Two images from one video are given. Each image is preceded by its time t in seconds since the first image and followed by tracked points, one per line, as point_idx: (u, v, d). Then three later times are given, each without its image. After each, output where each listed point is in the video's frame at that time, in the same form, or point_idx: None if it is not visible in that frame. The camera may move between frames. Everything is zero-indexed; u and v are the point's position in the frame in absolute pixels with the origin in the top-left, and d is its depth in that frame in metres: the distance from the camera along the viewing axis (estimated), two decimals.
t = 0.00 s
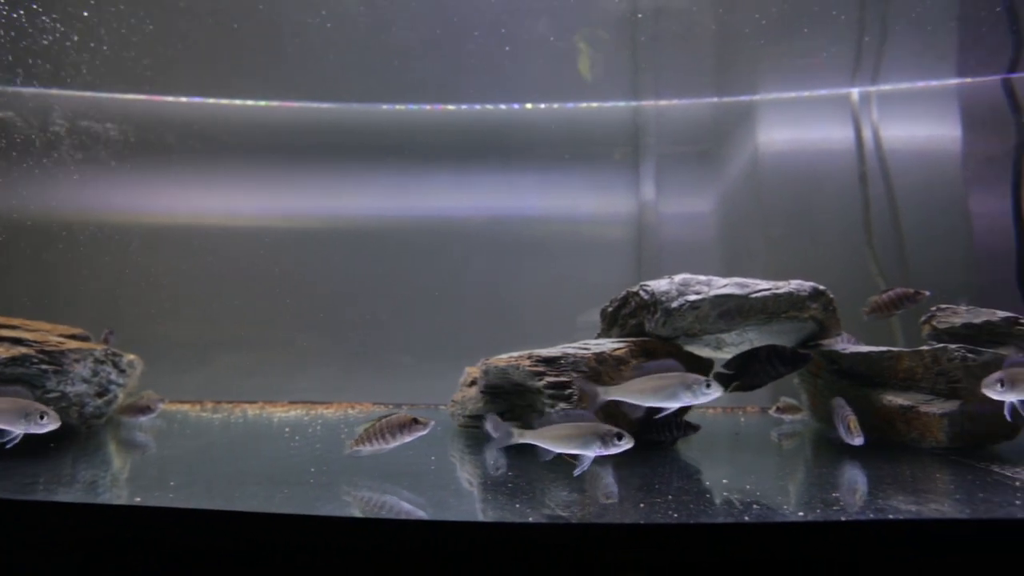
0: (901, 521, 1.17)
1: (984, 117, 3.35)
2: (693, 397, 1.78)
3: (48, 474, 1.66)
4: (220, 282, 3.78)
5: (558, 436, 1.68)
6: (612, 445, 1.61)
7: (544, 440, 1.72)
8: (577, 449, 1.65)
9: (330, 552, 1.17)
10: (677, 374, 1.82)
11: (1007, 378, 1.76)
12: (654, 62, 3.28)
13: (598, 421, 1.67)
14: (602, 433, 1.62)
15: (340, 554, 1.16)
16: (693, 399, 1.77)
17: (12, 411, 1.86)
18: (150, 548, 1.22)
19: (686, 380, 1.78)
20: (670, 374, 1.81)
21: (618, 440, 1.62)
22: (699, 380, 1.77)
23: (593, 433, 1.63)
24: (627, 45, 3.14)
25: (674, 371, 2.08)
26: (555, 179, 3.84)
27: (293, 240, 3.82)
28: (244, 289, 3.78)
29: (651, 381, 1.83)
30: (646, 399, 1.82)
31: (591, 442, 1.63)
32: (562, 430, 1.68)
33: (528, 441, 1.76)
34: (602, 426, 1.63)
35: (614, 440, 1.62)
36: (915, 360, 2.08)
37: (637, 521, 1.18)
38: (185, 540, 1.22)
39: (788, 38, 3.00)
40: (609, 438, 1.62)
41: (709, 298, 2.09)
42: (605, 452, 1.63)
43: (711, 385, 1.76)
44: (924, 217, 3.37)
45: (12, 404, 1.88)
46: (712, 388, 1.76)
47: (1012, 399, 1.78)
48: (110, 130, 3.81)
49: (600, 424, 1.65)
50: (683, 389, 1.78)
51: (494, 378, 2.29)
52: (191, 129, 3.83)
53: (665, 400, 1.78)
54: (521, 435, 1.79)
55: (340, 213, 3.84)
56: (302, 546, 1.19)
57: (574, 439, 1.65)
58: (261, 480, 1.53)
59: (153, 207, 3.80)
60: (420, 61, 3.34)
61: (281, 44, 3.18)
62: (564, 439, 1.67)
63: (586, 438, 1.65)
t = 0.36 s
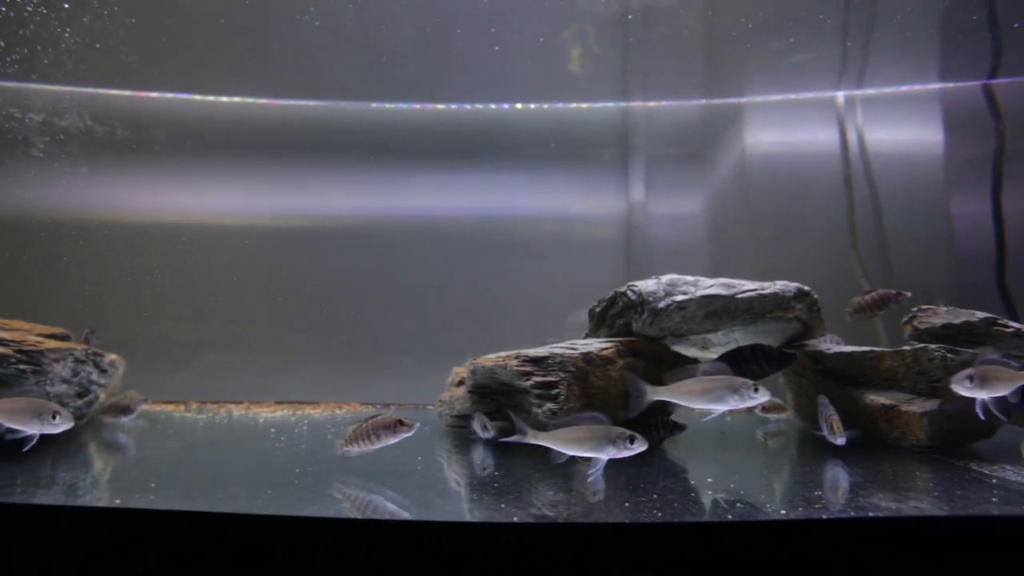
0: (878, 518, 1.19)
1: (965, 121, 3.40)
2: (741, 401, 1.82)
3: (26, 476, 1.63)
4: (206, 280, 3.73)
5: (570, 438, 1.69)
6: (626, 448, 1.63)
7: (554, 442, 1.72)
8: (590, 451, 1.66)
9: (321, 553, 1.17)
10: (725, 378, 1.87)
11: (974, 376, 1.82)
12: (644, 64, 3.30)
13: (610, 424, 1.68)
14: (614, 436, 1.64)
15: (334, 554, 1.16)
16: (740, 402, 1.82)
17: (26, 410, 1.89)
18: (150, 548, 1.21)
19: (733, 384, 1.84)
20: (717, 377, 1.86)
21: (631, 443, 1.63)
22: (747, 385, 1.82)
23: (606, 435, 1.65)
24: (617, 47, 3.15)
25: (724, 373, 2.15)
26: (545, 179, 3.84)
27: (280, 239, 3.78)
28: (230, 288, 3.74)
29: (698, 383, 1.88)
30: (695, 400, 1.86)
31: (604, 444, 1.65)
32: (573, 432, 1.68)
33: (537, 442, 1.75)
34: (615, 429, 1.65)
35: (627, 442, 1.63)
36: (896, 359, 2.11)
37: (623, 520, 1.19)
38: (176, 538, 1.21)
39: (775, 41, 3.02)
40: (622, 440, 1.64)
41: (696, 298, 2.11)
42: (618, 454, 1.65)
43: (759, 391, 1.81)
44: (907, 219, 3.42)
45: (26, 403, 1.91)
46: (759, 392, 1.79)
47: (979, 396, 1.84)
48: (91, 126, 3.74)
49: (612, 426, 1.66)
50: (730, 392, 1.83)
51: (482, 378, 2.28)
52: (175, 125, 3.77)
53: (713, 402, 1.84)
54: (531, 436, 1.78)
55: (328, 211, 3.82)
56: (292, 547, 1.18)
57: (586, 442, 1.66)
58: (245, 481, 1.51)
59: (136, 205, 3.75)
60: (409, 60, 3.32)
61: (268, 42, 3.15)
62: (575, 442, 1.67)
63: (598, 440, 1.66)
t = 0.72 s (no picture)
0: (859, 517, 1.20)
1: (946, 126, 3.46)
2: (772, 411, 1.88)
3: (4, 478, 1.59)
4: (191, 279, 3.69)
5: (584, 436, 1.69)
6: (640, 442, 1.63)
7: (569, 440, 1.72)
8: (604, 448, 1.66)
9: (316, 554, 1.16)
10: (757, 388, 1.92)
11: (926, 377, 1.87)
12: (634, 65, 3.32)
13: (622, 420, 1.69)
14: (627, 430, 1.64)
15: (331, 553, 1.15)
16: (771, 413, 1.88)
17: (50, 405, 1.91)
18: (146, 548, 1.19)
19: (765, 395, 1.89)
20: (749, 388, 1.91)
21: (644, 438, 1.63)
22: (778, 396, 1.87)
23: (618, 430, 1.65)
24: (607, 48, 3.16)
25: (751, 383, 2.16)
26: (535, 179, 3.85)
27: (267, 238, 3.75)
28: (216, 287, 3.70)
29: (730, 392, 1.93)
30: (728, 408, 1.91)
31: (618, 440, 1.65)
32: (585, 429, 1.69)
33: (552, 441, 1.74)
34: (627, 423, 1.65)
35: (641, 437, 1.63)
36: (877, 359, 2.15)
37: (609, 519, 1.19)
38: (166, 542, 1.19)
39: (762, 45, 3.05)
40: (637, 435, 1.64)
41: (683, 299, 2.12)
42: (632, 449, 1.65)
43: (791, 402, 1.86)
44: (890, 221, 3.47)
45: (52, 402, 1.92)
46: (790, 403, 1.85)
47: (934, 396, 1.89)
48: (73, 122, 3.68)
49: (624, 421, 1.67)
50: (762, 403, 1.89)
51: (469, 378, 2.28)
52: (160, 122, 3.72)
53: (744, 412, 1.89)
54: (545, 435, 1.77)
55: (316, 209, 3.78)
56: (281, 549, 1.17)
57: (600, 438, 1.66)
58: (229, 482, 1.49)
59: (119, 202, 3.69)
60: (398, 59, 3.30)
61: (255, 39, 3.12)
62: (589, 439, 1.67)
63: (610, 436, 1.66)
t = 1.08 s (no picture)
0: (838, 514, 1.22)
1: (926, 130, 3.53)
2: (784, 420, 1.92)
3: None
4: (172, 277, 3.63)
5: (599, 427, 1.73)
6: (655, 435, 1.67)
7: (584, 432, 1.75)
8: (619, 440, 1.71)
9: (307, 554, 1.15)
10: (770, 398, 1.96)
11: (882, 390, 1.88)
12: (621, 67, 3.33)
13: (637, 414, 1.74)
14: (643, 424, 1.69)
15: (323, 553, 1.14)
16: (783, 422, 1.92)
17: (88, 396, 1.87)
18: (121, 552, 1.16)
19: (778, 405, 1.92)
20: (763, 398, 1.94)
21: (660, 430, 1.68)
22: (790, 405, 1.91)
23: (635, 424, 1.70)
24: (595, 49, 3.18)
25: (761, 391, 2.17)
26: (522, 179, 3.85)
27: (251, 236, 3.70)
28: (198, 286, 3.65)
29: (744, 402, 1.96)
30: (740, 417, 1.95)
31: (633, 433, 1.70)
32: (600, 421, 1.73)
33: (567, 433, 1.77)
34: (644, 417, 1.70)
35: (656, 431, 1.68)
36: (858, 359, 2.17)
37: (593, 519, 1.19)
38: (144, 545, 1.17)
39: (747, 48, 3.08)
40: (652, 428, 1.69)
41: (668, 299, 2.14)
42: (647, 442, 1.70)
43: (802, 413, 1.90)
44: (871, 223, 3.53)
45: (85, 393, 1.87)
46: (800, 414, 1.89)
47: (894, 408, 1.89)
48: (50, 116, 3.60)
49: (640, 415, 1.72)
50: (774, 412, 1.93)
51: (454, 378, 2.27)
52: (141, 117, 3.65)
53: (758, 421, 1.93)
54: (560, 426, 1.80)
55: (301, 208, 3.75)
56: (261, 550, 1.15)
57: (616, 431, 1.71)
58: (210, 483, 1.47)
59: (98, 198, 3.61)
60: (385, 57, 3.28)
61: (240, 35, 3.08)
62: (605, 431, 1.72)
63: (626, 429, 1.72)
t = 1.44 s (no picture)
0: (818, 511, 1.24)
1: (906, 134, 3.59)
2: (782, 421, 1.94)
3: None
4: (154, 276, 3.57)
5: (614, 428, 1.74)
6: (668, 438, 1.66)
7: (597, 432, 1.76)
8: (633, 441, 1.71)
9: (307, 554, 1.14)
10: (769, 400, 1.97)
11: (848, 407, 1.90)
12: (609, 68, 3.35)
13: (651, 416, 1.73)
14: (656, 426, 1.68)
15: (326, 553, 1.14)
16: (781, 423, 1.93)
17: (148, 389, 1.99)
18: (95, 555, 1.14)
19: (774, 407, 1.94)
20: (760, 401, 1.96)
21: (672, 433, 1.67)
22: (787, 407, 1.93)
23: (648, 426, 1.69)
24: (583, 50, 3.19)
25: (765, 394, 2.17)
26: (510, 179, 3.85)
27: (235, 235, 3.65)
28: (181, 285, 3.59)
29: (741, 404, 1.97)
30: (738, 420, 1.96)
31: (646, 435, 1.69)
32: (614, 422, 1.74)
33: (579, 431, 1.78)
34: (657, 419, 1.69)
35: (670, 433, 1.67)
36: (839, 359, 2.22)
37: (578, 518, 1.20)
38: (140, 547, 1.14)
39: (732, 52, 3.12)
40: (664, 431, 1.68)
41: (653, 299, 2.15)
42: (660, 444, 1.69)
43: (799, 414, 1.92)
44: (853, 225, 3.59)
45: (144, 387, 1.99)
46: (797, 416, 1.90)
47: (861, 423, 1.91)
48: (28, 112, 3.52)
49: (654, 416, 1.71)
50: (773, 414, 1.94)
51: (439, 378, 2.27)
52: (122, 113, 3.58)
53: (755, 422, 1.94)
54: (573, 425, 1.81)
55: (287, 206, 3.71)
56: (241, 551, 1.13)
57: (630, 432, 1.71)
58: (189, 485, 1.45)
59: (77, 195, 3.54)
60: (372, 55, 3.26)
61: (225, 32, 3.05)
62: (619, 432, 1.72)
63: (640, 430, 1.71)
